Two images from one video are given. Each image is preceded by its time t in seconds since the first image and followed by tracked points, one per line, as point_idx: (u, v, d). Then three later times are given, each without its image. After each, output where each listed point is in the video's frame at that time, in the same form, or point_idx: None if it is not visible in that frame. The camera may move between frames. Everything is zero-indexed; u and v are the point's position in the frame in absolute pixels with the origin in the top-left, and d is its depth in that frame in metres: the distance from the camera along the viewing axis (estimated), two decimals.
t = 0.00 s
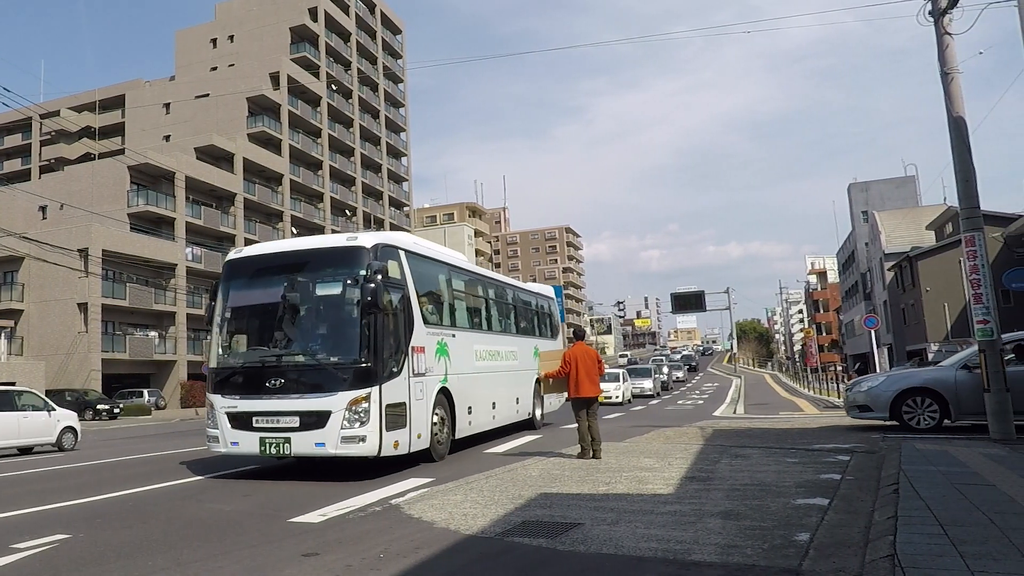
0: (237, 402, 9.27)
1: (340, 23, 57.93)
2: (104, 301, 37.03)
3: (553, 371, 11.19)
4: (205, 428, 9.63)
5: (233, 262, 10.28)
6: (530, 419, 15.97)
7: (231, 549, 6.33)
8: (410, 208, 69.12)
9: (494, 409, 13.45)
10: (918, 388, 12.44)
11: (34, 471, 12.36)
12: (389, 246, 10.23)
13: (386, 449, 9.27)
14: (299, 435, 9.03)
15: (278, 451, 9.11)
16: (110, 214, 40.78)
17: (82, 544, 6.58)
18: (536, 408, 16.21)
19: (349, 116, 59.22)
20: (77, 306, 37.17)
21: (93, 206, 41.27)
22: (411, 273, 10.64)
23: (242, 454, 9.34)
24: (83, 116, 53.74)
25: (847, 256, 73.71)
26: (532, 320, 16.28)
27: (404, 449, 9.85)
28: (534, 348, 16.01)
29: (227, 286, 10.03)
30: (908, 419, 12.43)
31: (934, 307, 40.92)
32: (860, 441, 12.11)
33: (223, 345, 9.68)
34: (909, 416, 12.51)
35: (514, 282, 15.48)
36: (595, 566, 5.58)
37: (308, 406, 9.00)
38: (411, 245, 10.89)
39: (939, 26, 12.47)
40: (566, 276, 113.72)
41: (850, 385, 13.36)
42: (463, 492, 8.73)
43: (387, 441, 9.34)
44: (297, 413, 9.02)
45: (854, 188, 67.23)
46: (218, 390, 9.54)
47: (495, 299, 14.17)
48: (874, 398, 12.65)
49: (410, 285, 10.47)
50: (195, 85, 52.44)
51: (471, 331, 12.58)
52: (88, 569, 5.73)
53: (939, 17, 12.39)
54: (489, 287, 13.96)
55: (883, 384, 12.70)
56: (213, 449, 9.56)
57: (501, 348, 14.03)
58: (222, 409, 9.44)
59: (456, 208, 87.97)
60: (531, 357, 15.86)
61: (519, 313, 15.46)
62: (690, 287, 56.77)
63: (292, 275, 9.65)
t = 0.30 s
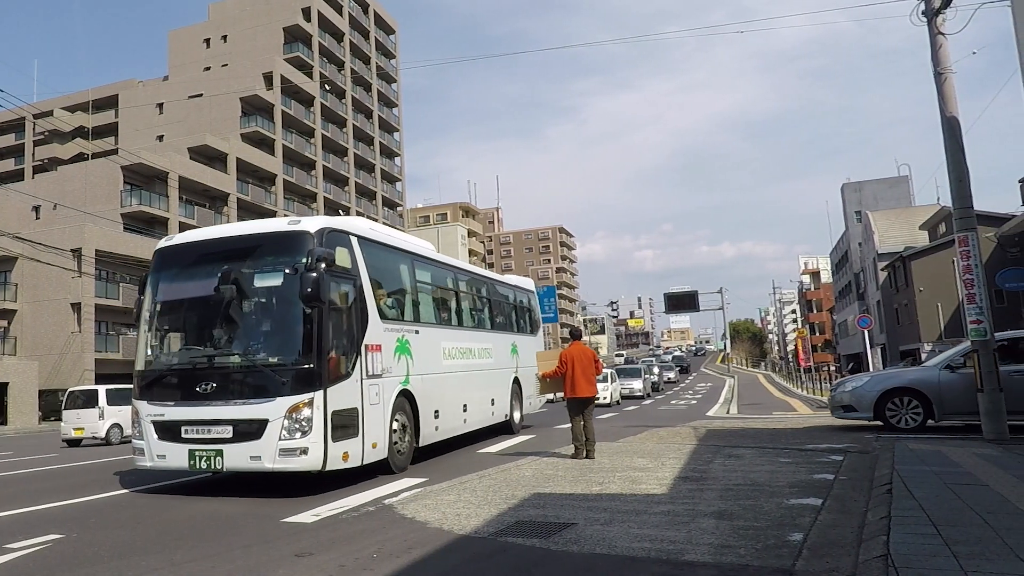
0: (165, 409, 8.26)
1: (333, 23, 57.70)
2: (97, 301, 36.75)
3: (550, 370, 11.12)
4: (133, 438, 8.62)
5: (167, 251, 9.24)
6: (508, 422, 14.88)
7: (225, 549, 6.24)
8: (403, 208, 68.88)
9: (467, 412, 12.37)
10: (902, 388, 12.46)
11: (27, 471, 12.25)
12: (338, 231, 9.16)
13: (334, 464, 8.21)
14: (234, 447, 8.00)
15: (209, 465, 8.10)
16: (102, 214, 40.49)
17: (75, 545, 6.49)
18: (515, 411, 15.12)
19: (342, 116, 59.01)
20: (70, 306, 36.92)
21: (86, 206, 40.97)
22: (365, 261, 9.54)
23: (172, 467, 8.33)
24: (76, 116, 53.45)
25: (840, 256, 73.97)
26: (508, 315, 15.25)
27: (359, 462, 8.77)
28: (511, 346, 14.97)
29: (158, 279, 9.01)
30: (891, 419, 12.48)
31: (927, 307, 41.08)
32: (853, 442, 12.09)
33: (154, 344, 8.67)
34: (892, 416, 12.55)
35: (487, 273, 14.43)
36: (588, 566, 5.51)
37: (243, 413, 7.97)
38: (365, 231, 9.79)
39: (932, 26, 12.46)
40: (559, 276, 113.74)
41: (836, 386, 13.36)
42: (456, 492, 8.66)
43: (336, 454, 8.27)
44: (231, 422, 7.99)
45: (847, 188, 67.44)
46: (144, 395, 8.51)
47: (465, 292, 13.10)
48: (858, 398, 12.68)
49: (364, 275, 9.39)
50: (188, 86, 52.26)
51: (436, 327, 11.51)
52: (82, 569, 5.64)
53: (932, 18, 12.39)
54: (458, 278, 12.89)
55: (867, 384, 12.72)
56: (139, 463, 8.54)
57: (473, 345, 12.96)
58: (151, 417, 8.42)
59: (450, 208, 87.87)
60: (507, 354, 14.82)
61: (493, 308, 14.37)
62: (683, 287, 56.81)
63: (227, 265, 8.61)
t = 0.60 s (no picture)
0: (76, 415, 7.14)
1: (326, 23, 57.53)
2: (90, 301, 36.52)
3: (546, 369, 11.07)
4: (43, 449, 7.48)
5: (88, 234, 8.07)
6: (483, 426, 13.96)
7: (219, 548, 6.18)
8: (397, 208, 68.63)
9: (435, 416, 11.39)
10: (888, 387, 12.47)
11: (19, 473, 12.13)
12: (282, 213, 8.05)
13: (269, 479, 7.08)
14: (151, 460, 6.83)
15: (124, 480, 6.94)
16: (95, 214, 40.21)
17: (68, 545, 6.38)
18: (490, 415, 14.19)
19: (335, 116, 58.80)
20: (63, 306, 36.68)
21: (78, 207, 40.70)
22: (315, 248, 8.47)
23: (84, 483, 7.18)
24: (69, 117, 53.20)
25: (833, 256, 74.21)
26: (485, 312, 14.29)
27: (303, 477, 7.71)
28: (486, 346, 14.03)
29: (78, 266, 7.86)
30: (876, 419, 12.49)
31: (920, 307, 41.24)
32: (846, 441, 12.06)
33: (69, 339, 7.52)
34: (878, 416, 12.55)
35: (461, 266, 13.46)
36: (580, 566, 5.45)
37: (162, 420, 6.80)
38: (315, 216, 8.70)
39: (925, 26, 12.46)
40: (552, 276, 113.83)
41: (822, 386, 13.37)
42: (449, 492, 8.58)
43: (272, 468, 7.15)
44: (150, 430, 6.84)
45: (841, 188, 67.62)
46: (57, 399, 7.38)
47: (437, 286, 12.08)
48: (843, 398, 12.68)
49: (312, 264, 8.29)
50: (181, 86, 52.06)
51: (401, 324, 10.46)
52: (75, 569, 5.55)
53: (925, 17, 12.38)
54: (428, 271, 11.87)
55: (853, 385, 12.72)
56: (50, 476, 7.41)
57: (443, 344, 11.96)
58: (61, 425, 7.29)
59: (443, 208, 87.78)
60: (483, 353, 13.87)
61: (468, 303, 13.39)
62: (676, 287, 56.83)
63: (151, 250, 7.48)
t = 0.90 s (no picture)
0: None
1: (322, 22, 57.40)
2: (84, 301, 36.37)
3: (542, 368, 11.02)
4: None
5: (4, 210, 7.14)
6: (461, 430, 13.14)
7: (214, 548, 6.14)
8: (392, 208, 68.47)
9: (404, 422, 10.54)
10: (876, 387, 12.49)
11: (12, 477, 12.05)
12: (221, 189, 7.15)
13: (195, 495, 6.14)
14: (55, 473, 5.86)
15: (25, 496, 5.98)
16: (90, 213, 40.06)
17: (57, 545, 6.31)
18: (469, 419, 13.37)
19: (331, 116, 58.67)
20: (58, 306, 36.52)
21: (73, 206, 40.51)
22: (261, 231, 7.58)
23: None
24: (64, 117, 53.02)
25: (829, 256, 74.41)
26: (462, 308, 13.47)
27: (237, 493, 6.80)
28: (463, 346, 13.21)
29: None
30: (863, 418, 12.51)
31: (916, 307, 41.38)
32: (842, 442, 12.04)
33: None
34: (865, 415, 12.57)
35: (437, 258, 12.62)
36: (576, 566, 5.41)
37: (72, 425, 5.83)
38: (263, 196, 7.80)
39: (921, 26, 12.46)
40: (548, 276, 113.94)
41: (809, 387, 13.39)
42: (444, 492, 8.54)
43: (199, 482, 6.21)
44: (57, 438, 5.88)
45: (837, 188, 67.84)
46: None
47: (409, 279, 11.24)
48: (831, 398, 12.69)
49: (257, 248, 7.41)
50: (177, 85, 51.95)
51: (366, 319, 9.61)
52: (70, 569, 5.49)
53: (921, 18, 12.38)
54: (400, 262, 11.02)
55: (840, 385, 12.74)
56: None
57: (415, 342, 11.10)
58: None
59: (439, 208, 87.74)
60: (460, 353, 13.07)
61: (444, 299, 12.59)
62: (672, 287, 56.88)
63: (70, 230, 6.55)
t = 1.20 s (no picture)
0: None
1: (322, 23, 57.40)
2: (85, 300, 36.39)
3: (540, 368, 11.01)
4: None
5: None
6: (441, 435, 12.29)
7: (215, 548, 6.16)
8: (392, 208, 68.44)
9: (374, 428, 9.68)
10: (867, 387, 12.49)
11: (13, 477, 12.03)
12: (148, 163, 6.34)
13: (105, 516, 5.31)
14: None
15: None
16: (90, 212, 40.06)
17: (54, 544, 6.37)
18: (450, 424, 12.53)
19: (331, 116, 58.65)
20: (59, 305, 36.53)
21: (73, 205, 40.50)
22: (198, 212, 6.78)
23: None
24: (65, 117, 53.03)
25: (829, 256, 74.44)
26: (444, 304, 12.65)
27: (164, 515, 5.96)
28: (444, 345, 12.37)
29: None
30: (854, 418, 12.53)
31: (916, 307, 41.36)
32: (842, 442, 12.02)
33: None
34: (856, 415, 12.59)
35: (415, 249, 11.81)
36: (576, 566, 5.41)
37: None
38: (202, 174, 6.99)
39: (921, 26, 12.45)
40: (548, 276, 113.90)
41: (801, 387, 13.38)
42: (444, 492, 8.54)
43: (111, 502, 5.38)
44: None
45: (837, 188, 67.86)
46: None
47: (383, 271, 10.41)
48: (823, 398, 12.68)
49: (190, 231, 6.60)
50: (177, 85, 51.99)
51: (331, 314, 8.76)
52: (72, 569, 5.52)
53: (921, 18, 12.37)
54: (372, 253, 10.19)
55: (832, 385, 12.75)
56: None
57: (387, 340, 10.26)
58: None
59: (439, 208, 87.72)
60: (440, 351, 12.25)
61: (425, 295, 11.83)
62: (672, 287, 56.90)
63: None
